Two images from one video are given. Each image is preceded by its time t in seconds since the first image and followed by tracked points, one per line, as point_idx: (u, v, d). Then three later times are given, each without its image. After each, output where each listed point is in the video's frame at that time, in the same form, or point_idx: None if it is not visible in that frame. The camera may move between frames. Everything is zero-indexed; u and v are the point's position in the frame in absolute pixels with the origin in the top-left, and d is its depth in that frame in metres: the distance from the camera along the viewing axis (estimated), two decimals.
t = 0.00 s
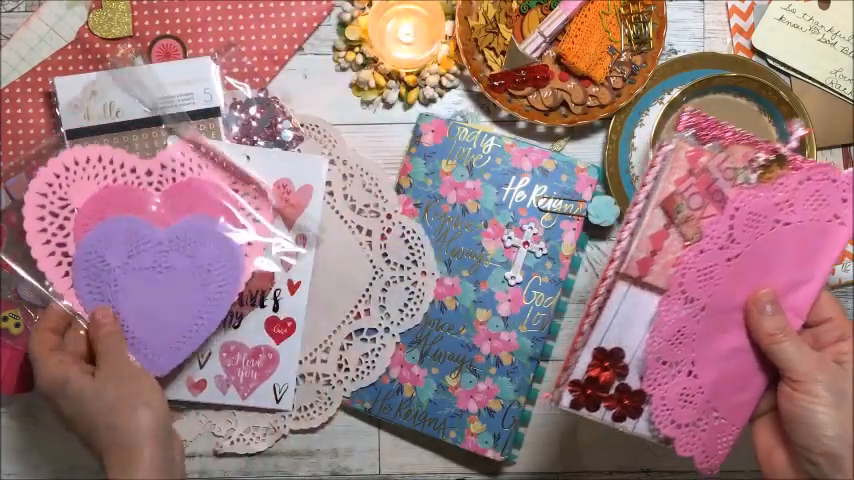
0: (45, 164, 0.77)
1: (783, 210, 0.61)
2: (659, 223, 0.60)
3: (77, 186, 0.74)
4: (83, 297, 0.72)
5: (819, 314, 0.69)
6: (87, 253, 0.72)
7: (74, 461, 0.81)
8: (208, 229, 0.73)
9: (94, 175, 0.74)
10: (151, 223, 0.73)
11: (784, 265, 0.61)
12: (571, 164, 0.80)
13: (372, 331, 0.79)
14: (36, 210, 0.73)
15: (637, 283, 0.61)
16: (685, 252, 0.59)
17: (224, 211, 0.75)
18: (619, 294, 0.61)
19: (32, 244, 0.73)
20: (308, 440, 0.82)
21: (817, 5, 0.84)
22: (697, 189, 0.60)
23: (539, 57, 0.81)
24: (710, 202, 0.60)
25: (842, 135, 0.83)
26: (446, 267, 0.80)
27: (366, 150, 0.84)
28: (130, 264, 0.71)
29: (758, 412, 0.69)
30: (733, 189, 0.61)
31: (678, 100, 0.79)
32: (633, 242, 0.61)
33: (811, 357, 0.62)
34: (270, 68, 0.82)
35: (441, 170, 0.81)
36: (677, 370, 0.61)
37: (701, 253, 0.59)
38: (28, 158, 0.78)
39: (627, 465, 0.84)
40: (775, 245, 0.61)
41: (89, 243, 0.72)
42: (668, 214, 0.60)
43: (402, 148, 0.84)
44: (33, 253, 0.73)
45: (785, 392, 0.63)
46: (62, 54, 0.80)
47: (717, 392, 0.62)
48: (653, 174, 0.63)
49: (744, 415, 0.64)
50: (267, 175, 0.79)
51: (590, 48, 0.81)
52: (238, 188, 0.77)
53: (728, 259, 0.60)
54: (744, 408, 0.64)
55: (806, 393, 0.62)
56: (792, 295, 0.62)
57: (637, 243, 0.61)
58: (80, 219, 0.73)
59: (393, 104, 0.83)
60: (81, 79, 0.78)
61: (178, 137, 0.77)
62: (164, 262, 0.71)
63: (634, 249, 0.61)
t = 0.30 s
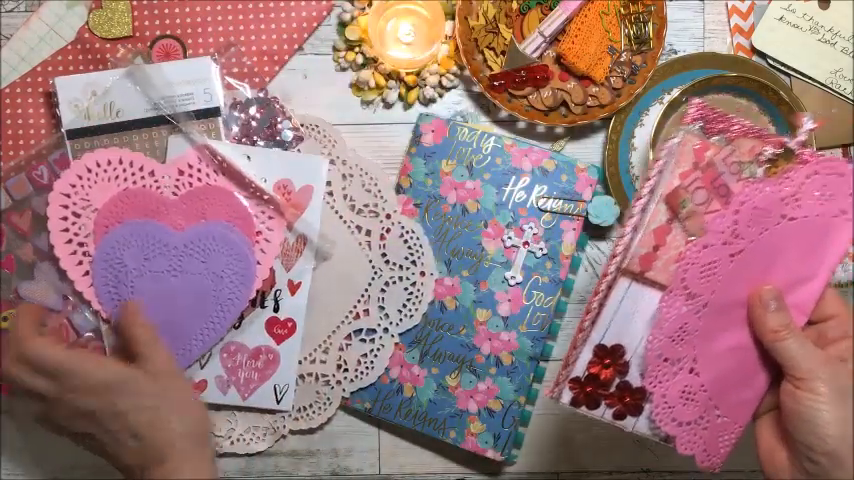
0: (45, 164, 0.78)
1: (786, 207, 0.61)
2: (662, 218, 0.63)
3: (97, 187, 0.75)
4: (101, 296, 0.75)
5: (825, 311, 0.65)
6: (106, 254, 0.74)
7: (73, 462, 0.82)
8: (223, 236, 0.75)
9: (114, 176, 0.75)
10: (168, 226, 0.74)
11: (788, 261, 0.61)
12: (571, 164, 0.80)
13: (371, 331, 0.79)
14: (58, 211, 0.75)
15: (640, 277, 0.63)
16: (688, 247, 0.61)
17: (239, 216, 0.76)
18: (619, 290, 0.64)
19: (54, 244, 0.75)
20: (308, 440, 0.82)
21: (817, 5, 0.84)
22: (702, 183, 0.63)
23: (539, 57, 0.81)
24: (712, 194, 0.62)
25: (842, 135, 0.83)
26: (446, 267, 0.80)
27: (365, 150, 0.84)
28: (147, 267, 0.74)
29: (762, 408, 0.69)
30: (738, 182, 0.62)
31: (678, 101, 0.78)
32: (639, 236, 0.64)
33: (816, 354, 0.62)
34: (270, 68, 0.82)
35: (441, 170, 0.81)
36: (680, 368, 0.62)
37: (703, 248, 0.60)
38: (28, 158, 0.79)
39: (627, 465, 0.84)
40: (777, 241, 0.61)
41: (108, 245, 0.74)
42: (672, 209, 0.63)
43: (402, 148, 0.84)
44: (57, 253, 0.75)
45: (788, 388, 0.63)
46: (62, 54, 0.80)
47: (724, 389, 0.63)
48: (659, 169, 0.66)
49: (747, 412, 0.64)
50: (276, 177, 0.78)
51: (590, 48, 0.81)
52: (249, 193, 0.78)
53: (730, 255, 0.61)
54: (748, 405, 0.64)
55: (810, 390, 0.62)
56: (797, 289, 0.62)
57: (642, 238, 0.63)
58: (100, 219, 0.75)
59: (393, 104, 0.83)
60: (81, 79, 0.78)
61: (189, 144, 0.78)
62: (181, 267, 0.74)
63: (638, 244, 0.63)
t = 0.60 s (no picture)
0: (46, 164, 0.79)
1: (667, 208, 0.58)
2: (547, 239, 0.58)
3: (95, 186, 0.75)
4: (101, 296, 0.75)
5: (725, 302, 0.69)
6: (106, 254, 0.75)
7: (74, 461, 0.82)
8: (223, 236, 0.75)
9: (113, 176, 0.75)
10: (168, 226, 0.75)
11: (684, 261, 0.59)
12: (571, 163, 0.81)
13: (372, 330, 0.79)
14: (56, 210, 0.75)
15: (537, 298, 0.59)
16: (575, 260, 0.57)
17: (239, 217, 0.76)
18: (520, 313, 0.60)
19: (53, 245, 0.75)
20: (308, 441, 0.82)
21: (817, 5, 0.84)
22: (579, 199, 0.58)
23: (539, 57, 0.81)
24: (592, 208, 0.58)
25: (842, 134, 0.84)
26: (446, 267, 0.81)
27: (366, 150, 0.84)
28: (148, 268, 0.75)
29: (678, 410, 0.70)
30: (615, 193, 0.58)
31: (677, 100, 0.78)
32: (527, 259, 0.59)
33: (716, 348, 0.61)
34: (270, 68, 0.82)
35: (441, 170, 0.81)
36: (588, 380, 0.58)
37: (587, 260, 0.57)
38: (28, 158, 0.79)
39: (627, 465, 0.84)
40: (668, 243, 0.58)
41: (108, 245, 0.75)
42: (554, 228, 0.58)
43: (402, 148, 0.84)
44: (55, 253, 0.75)
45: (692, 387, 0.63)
46: (62, 54, 0.80)
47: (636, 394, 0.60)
48: (537, 191, 0.61)
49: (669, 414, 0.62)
50: (275, 177, 0.78)
51: (590, 48, 0.81)
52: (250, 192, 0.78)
53: (619, 262, 0.57)
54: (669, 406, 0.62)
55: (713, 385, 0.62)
56: (698, 287, 0.60)
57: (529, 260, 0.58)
58: (99, 219, 0.75)
59: (393, 104, 0.83)
60: (80, 79, 0.78)
61: (191, 143, 0.78)
62: (182, 267, 0.75)
63: (527, 268, 0.59)
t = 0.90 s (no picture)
0: (45, 164, 0.79)
1: (621, 215, 0.59)
2: (507, 249, 0.60)
3: (82, 200, 0.75)
4: (94, 309, 0.75)
5: (685, 303, 0.71)
6: (97, 267, 0.75)
7: (74, 461, 0.82)
8: (214, 239, 0.75)
9: (98, 188, 0.75)
10: (158, 235, 0.75)
11: (641, 267, 0.60)
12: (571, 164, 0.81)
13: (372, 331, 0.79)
14: (44, 227, 0.74)
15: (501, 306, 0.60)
16: (531, 267, 0.58)
17: (228, 218, 0.77)
18: (483, 322, 0.61)
19: (43, 262, 0.75)
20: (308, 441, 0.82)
21: (817, 5, 0.84)
22: (535, 210, 0.59)
23: (539, 57, 0.81)
24: (548, 218, 0.59)
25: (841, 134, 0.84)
26: (446, 267, 0.80)
27: (366, 150, 0.84)
28: (141, 277, 0.75)
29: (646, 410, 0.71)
30: (570, 202, 0.59)
31: (678, 101, 0.76)
32: (488, 269, 0.60)
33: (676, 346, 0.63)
34: (270, 68, 0.82)
35: (441, 170, 0.81)
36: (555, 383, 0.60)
37: (545, 267, 0.58)
38: (28, 158, 0.79)
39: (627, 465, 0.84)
40: (626, 249, 0.59)
41: (98, 259, 0.75)
42: (513, 238, 0.59)
43: (402, 148, 0.84)
44: (45, 270, 0.75)
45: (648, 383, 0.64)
46: (62, 54, 0.80)
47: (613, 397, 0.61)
48: (495, 204, 0.61)
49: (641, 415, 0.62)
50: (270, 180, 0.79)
51: (590, 48, 0.81)
52: (239, 195, 0.78)
53: (577, 268, 0.58)
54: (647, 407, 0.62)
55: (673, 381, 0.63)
56: (659, 290, 0.61)
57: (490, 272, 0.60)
58: (88, 233, 0.75)
59: (393, 104, 0.83)
60: (80, 79, 0.78)
61: (176, 150, 0.78)
62: (175, 274, 0.75)
63: (489, 278, 0.60)
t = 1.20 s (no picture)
0: (45, 164, 0.79)
1: (568, 207, 0.59)
2: (457, 249, 0.60)
3: (94, 216, 0.75)
4: (121, 322, 0.76)
5: (638, 289, 0.71)
6: (118, 281, 0.75)
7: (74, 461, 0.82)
8: (227, 235, 0.76)
9: (109, 203, 0.75)
10: (174, 239, 0.75)
11: (590, 256, 0.60)
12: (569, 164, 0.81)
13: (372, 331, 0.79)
14: (59, 249, 0.74)
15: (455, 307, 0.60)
16: (480, 263, 0.59)
17: (236, 213, 0.77)
18: (440, 323, 0.60)
19: (64, 285, 0.75)
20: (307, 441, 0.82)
21: (817, 5, 0.84)
22: (482, 209, 0.60)
23: (539, 57, 0.81)
24: (496, 216, 0.59)
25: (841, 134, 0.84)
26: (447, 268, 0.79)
27: (366, 150, 0.83)
28: (163, 283, 0.75)
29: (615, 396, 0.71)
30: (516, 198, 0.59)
31: (678, 101, 0.76)
32: (440, 270, 0.60)
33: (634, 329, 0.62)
34: (270, 68, 0.82)
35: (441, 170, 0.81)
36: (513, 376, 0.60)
37: (493, 262, 0.58)
38: (28, 158, 0.79)
39: (627, 465, 0.84)
40: (575, 239, 0.59)
41: (118, 272, 0.75)
42: (462, 239, 0.59)
43: (402, 148, 0.83)
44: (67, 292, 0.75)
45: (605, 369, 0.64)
46: (62, 54, 0.80)
47: (570, 383, 0.61)
48: (442, 206, 0.61)
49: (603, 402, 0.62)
50: (276, 179, 0.79)
51: (590, 48, 0.81)
52: (246, 188, 0.78)
53: (527, 263, 0.59)
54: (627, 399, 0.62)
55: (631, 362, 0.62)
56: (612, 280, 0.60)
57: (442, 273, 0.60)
58: (105, 249, 0.75)
59: (393, 104, 0.83)
60: (81, 79, 0.78)
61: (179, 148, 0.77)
62: (196, 276, 0.76)
63: (441, 278, 0.60)
